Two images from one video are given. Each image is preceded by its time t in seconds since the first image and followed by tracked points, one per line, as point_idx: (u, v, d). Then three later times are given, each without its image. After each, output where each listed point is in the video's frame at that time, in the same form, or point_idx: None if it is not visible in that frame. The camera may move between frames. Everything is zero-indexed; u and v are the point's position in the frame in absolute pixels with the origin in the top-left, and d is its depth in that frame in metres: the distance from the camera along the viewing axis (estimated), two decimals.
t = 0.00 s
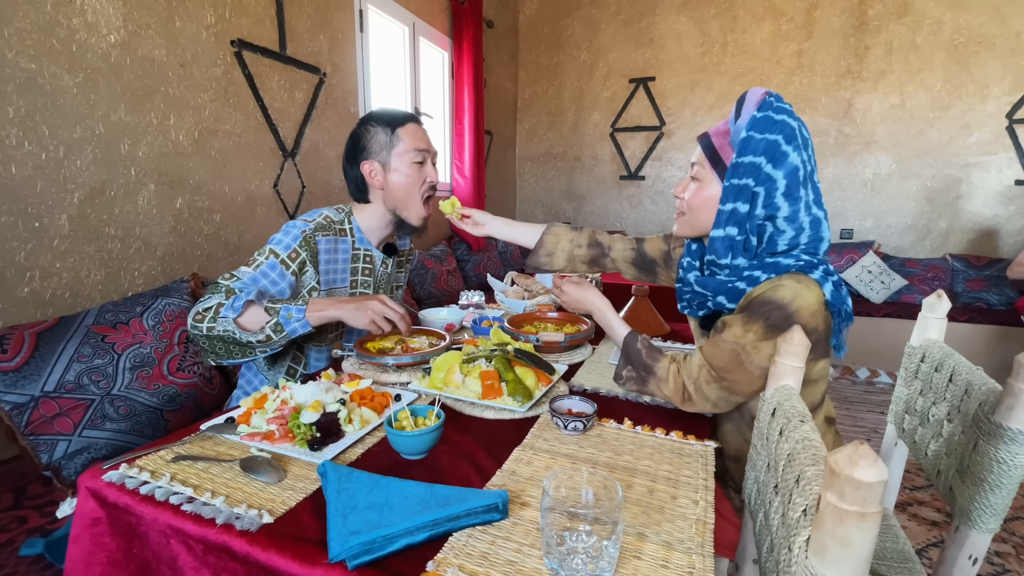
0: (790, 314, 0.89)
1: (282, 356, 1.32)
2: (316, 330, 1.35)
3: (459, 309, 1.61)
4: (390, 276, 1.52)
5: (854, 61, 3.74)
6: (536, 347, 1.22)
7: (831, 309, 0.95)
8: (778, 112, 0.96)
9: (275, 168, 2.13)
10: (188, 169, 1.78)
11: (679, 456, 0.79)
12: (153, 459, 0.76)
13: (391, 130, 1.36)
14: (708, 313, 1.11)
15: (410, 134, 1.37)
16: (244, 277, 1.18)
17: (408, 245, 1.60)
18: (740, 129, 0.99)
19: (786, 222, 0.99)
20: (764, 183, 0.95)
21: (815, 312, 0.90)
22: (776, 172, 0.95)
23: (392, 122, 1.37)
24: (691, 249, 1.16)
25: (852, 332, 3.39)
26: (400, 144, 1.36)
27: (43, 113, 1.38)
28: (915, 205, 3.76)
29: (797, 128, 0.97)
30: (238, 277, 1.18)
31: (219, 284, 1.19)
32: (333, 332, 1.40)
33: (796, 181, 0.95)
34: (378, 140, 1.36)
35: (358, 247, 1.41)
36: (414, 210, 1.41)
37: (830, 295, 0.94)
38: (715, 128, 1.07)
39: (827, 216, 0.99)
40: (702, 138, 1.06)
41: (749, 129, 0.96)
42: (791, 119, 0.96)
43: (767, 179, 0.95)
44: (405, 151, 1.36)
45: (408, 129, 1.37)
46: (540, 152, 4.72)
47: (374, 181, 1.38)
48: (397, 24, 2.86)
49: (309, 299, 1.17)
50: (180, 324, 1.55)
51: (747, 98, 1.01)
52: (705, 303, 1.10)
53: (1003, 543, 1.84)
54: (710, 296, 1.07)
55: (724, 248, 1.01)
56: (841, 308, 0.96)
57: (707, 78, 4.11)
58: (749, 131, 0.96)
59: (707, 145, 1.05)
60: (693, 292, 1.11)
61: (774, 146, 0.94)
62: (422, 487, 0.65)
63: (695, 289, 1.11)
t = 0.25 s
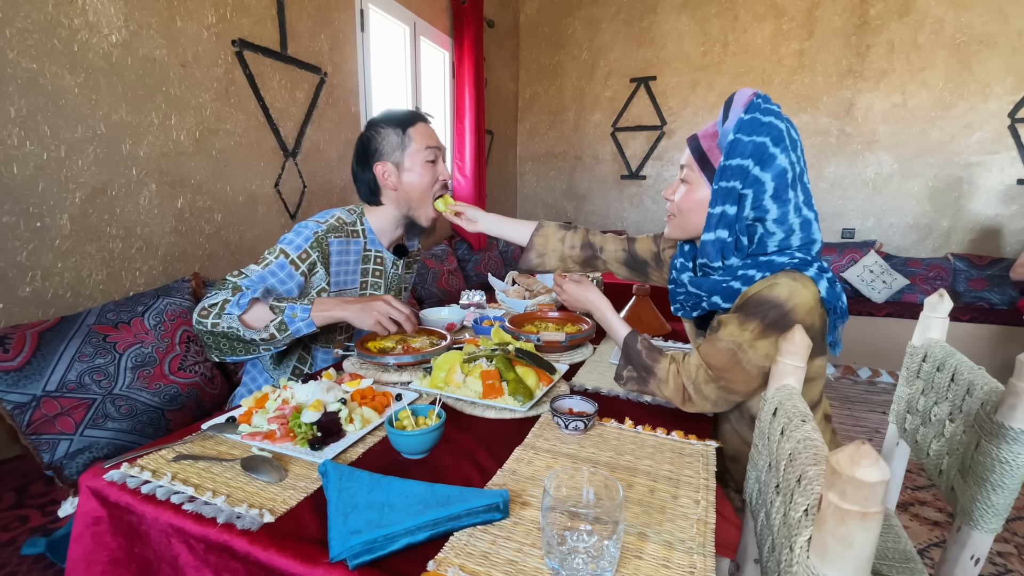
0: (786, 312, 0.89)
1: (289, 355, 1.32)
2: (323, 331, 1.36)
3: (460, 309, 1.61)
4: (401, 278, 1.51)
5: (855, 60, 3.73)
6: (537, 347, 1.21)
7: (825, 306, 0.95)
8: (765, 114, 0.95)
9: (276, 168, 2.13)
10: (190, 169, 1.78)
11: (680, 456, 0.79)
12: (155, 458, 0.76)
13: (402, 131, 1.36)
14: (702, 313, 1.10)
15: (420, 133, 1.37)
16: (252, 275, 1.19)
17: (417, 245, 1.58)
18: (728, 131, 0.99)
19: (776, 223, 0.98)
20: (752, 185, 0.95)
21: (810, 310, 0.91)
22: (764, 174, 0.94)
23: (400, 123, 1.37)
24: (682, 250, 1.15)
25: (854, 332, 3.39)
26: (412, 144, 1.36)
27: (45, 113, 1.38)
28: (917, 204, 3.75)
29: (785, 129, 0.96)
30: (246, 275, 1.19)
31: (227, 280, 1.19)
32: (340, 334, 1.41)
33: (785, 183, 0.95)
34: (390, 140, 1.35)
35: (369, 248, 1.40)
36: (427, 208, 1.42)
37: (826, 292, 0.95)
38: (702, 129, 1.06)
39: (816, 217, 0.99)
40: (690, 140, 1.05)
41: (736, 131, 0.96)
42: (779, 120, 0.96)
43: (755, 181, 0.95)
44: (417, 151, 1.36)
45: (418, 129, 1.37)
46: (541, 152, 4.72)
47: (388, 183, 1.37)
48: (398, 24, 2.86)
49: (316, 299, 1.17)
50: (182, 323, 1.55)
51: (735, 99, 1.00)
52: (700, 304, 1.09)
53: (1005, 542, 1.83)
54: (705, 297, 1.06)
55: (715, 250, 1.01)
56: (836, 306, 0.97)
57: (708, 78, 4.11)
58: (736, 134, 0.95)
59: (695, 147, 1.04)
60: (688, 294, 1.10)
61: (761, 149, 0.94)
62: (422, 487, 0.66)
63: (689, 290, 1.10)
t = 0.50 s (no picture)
0: (788, 310, 0.89)
1: (292, 354, 1.33)
2: (328, 330, 1.36)
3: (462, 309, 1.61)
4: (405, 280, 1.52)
5: (858, 59, 3.72)
6: (540, 346, 1.21)
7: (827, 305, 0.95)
8: (762, 115, 0.94)
9: (278, 167, 2.13)
10: (192, 168, 1.78)
11: (683, 456, 0.79)
12: (158, 457, 0.76)
13: (421, 137, 1.33)
14: (703, 313, 1.09)
15: (438, 141, 1.35)
16: (258, 272, 1.20)
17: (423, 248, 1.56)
18: (724, 132, 0.97)
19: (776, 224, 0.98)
20: (751, 187, 0.94)
21: (813, 308, 0.90)
22: (763, 176, 0.94)
23: (419, 129, 1.34)
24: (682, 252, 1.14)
25: (857, 332, 3.38)
26: (429, 151, 1.34)
27: (48, 113, 1.39)
28: (919, 204, 3.74)
29: (782, 129, 0.95)
30: (252, 271, 1.20)
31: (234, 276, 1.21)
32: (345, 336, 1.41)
33: (784, 184, 0.94)
34: (407, 147, 1.33)
35: (378, 250, 1.41)
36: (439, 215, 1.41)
37: (828, 291, 0.95)
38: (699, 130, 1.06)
39: (816, 216, 0.98)
40: (688, 142, 1.04)
41: (733, 133, 0.94)
42: (776, 121, 0.95)
43: (754, 182, 0.94)
44: (435, 158, 1.34)
45: (436, 136, 1.35)
46: (543, 151, 4.72)
47: (401, 188, 1.35)
48: (400, 23, 2.86)
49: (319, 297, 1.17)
50: (184, 323, 1.56)
51: (731, 100, 0.98)
52: (700, 305, 1.07)
53: (1009, 543, 1.83)
54: (706, 298, 1.04)
55: (716, 252, 1.00)
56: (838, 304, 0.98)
57: (711, 77, 4.10)
58: (733, 136, 0.94)
59: (694, 149, 1.03)
60: (688, 295, 1.09)
61: (759, 150, 0.93)
62: (426, 486, 0.65)
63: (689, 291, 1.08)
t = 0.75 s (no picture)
0: (791, 312, 0.88)
1: (296, 353, 1.33)
2: (331, 328, 1.36)
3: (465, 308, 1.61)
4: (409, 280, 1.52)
5: (861, 59, 3.71)
6: (542, 346, 1.21)
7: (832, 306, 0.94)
8: (766, 115, 0.94)
9: (281, 167, 2.14)
10: (195, 168, 1.79)
11: (687, 455, 0.79)
12: (163, 457, 0.76)
13: (427, 141, 1.33)
14: (708, 313, 1.09)
15: (445, 146, 1.35)
16: (262, 270, 1.20)
17: (427, 248, 1.57)
18: (729, 133, 0.98)
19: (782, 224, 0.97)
20: (755, 188, 0.94)
21: (818, 309, 0.89)
22: (767, 176, 0.94)
23: (427, 132, 1.34)
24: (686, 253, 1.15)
25: (860, 332, 3.37)
26: (436, 155, 1.33)
27: (52, 113, 1.39)
28: (923, 203, 3.73)
29: (787, 130, 0.95)
30: (256, 270, 1.20)
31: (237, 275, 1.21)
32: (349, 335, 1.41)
33: (789, 184, 0.94)
34: (413, 149, 1.33)
35: (381, 250, 1.42)
36: (442, 220, 1.41)
37: (832, 292, 0.93)
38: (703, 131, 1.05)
39: (822, 216, 0.98)
40: (692, 143, 1.04)
41: (737, 134, 0.95)
42: (780, 121, 0.95)
43: (759, 183, 0.94)
44: (441, 163, 1.34)
45: (444, 141, 1.35)
46: (545, 151, 4.72)
47: (405, 189, 1.35)
48: (402, 23, 2.86)
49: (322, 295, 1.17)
50: (188, 322, 1.56)
51: (735, 101, 0.99)
52: (706, 305, 1.08)
53: (1013, 543, 1.82)
54: (711, 299, 1.05)
55: (719, 253, 1.01)
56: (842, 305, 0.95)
57: (713, 76, 4.09)
58: (737, 137, 0.94)
59: (697, 150, 1.03)
60: (693, 295, 1.10)
61: (763, 151, 0.93)
62: (429, 486, 0.66)
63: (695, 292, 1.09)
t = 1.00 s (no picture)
0: (795, 315, 0.88)
1: (295, 351, 1.35)
2: (331, 324, 1.35)
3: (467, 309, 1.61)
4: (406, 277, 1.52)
5: (865, 58, 3.70)
6: (545, 346, 1.22)
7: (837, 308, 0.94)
8: (777, 114, 0.94)
9: (284, 168, 2.14)
10: (199, 169, 1.80)
11: (689, 455, 0.80)
12: (168, 455, 0.77)
13: (419, 139, 1.34)
14: (714, 314, 1.09)
15: (438, 146, 1.35)
16: (260, 267, 1.19)
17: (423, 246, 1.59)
18: (738, 132, 0.97)
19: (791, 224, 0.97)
20: (766, 187, 0.94)
21: (821, 311, 0.90)
22: (778, 176, 0.93)
23: (420, 131, 1.35)
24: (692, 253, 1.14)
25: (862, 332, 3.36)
26: (427, 153, 1.34)
27: (57, 115, 1.40)
28: (926, 203, 3.72)
29: (797, 129, 0.95)
30: (254, 267, 1.19)
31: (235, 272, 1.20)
32: (349, 331, 1.39)
33: (799, 184, 0.93)
34: (405, 147, 1.34)
35: (377, 247, 1.42)
36: (435, 219, 1.41)
37: (838, 294, 0.93)
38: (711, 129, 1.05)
39: (830, 216, 0.98)
40: (700, 141, 1.04)
41: (748, 133, 0.94)
42: (790, 120, 0.95)
43: (769, 183, 0.94)
44: (432, 161, 1.34)
45: (437, 141, 1.36)
46: (547, 151, 4.72)
47: (397, 187, 1.37)
48: (405, 24, 2.87)
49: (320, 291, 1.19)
50: (192, 322, 1.57)
51: (744, 99, 0.98)
52: (711, 306, 1.07)
53: (1017, 545, 1.81)
54: (716, 299, 1.04)
55: (727, 252, 0.99)
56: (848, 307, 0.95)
57: (716, 76, 4.09)
58: (748, 135, 0.94)
59: (706, 149, 1.03)
60: (698, 295, 1.09)
61: (774, 150, 0.93)
62: (432, 485, 0.66)
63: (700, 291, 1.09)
